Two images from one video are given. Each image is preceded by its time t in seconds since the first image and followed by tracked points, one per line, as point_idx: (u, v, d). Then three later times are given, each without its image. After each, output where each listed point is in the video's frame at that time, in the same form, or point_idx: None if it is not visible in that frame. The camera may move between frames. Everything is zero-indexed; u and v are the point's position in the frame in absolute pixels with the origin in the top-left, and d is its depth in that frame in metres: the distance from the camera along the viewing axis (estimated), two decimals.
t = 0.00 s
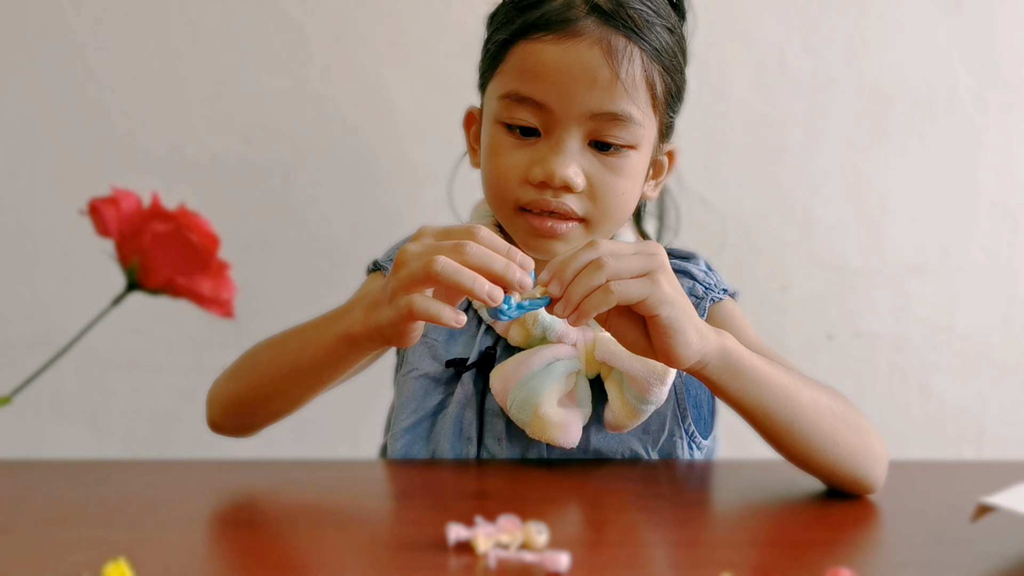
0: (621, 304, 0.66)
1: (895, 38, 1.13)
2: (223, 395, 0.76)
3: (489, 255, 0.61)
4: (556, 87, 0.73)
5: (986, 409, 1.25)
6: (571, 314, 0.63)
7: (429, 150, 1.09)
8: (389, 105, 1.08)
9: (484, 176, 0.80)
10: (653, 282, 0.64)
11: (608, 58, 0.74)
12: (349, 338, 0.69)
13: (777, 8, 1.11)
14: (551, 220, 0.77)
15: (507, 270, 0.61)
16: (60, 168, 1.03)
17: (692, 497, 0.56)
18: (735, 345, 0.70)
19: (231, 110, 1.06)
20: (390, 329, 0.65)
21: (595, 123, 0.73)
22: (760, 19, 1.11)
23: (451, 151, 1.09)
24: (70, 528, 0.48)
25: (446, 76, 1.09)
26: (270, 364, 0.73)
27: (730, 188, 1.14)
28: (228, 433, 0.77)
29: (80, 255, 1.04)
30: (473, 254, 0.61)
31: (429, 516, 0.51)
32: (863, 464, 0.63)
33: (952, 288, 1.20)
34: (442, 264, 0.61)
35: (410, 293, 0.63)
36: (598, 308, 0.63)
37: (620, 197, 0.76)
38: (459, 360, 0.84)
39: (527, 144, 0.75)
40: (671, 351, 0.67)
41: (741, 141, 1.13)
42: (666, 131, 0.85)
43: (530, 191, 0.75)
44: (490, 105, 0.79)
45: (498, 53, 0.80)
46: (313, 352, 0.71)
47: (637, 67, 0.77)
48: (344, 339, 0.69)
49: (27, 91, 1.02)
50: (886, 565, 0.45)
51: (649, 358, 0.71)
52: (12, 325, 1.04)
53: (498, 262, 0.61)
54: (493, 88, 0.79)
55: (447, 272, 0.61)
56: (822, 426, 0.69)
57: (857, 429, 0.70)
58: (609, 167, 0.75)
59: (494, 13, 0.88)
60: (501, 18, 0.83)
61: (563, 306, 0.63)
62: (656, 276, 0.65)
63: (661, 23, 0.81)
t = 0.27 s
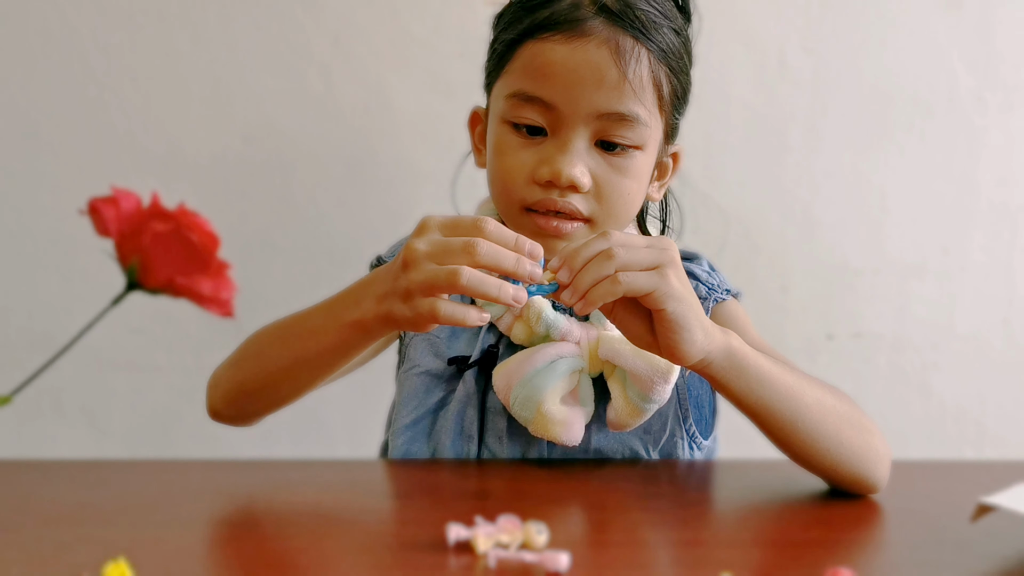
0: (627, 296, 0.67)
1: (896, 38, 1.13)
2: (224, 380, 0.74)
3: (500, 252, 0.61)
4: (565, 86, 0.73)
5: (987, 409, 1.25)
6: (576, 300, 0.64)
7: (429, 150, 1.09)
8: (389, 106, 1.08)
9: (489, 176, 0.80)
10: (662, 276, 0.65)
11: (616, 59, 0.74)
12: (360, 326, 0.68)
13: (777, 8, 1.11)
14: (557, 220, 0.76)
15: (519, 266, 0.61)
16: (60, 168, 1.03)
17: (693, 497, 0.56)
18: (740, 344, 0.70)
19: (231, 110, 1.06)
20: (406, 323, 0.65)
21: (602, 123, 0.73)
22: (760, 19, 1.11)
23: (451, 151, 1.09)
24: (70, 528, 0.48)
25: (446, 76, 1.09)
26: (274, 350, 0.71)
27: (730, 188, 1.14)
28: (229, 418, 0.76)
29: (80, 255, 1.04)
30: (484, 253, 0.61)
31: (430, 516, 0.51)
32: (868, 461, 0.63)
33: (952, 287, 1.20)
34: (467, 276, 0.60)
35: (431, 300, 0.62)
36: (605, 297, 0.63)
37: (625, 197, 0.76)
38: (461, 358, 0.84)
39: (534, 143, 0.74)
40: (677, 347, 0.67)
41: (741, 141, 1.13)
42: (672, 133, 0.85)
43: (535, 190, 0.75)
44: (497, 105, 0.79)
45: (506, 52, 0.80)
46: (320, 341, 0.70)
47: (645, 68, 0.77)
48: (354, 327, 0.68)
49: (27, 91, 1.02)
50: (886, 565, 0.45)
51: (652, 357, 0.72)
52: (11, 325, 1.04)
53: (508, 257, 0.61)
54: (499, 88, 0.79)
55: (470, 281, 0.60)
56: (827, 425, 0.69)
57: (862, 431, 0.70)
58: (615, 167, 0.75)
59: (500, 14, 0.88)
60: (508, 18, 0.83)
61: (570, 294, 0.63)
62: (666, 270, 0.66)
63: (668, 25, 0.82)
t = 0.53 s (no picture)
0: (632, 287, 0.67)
1: (896, 37, 1.13)
2: (229, 367, 0.74)
3: (511, 237, 0.60)
4: (572, 86, 0.73)
5: (987, 408, 1.25)
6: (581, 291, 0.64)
7: (429, 150, 1.09)
8: (389, 105, 1.08)
9: (493, 176, 0.79)
10: (667, 268, 0.65)
11: (623, 60, 0.74)
12: (375, 313, 0.68)
13: (777, 8, 1.11)
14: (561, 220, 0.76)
15: (530, 251, 0.60)
16: (60, 168, 1.03)
17: (693, 497, 0.56)
18: (744, 339, 0.70)
19: (231, 110, 1.06)
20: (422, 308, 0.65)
21: (608, 124, 0.73)
22: (760, 19, 1.11)
23: (450, 151, 1.09)
24: (70, 527, 0.48)
25: (446, 76, 1.09)
26: (286, 334, 0.71)
27: (730, 188, 1.14)
28: (227, 408, 0.75)
29: (80, 254, 1.04)
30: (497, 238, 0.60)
31: (430, 516, 0.51)
32: (867, 461, 0.63)
33: (953, 287, 1.20)
34: (480, 261, 0.60)
35: (446, 284, 0.62)
36: (610, 288, 0.63)
37: (629, 198, 0.76)
38: (463, 356, 0.84)
39: (540, 143, 0.74)
40: (680, 339, 0.68)
41: (741, 141, 1.13)
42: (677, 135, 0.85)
43: (540, 190, 0.74)
44: (502, 104, 0.79)
45: (512, 52, 0.79)
46: (333, 327, 0.69)
47: (651, 70, 0.77)
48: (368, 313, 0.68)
49: (27, 90, 1.02)
50: (887, 565, 0.45)
51: (654, 355, 0.71)
52: (11, 325, 1.04)
53: (519, 242, 0.60)
54: (505, 87, 0.79)
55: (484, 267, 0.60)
56: (828, 423, 0.69)
57: (864, 431, 0.70)
58: (620, 168, 0.75)
59: (507, 13, 0.88)
60: (514, 19, 0.83)
61: (575, 284, 0.64)
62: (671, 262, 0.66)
63: (675, 27, 0.82)
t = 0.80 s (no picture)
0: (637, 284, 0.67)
1: (897, 38, 1.13)
2: (236, 368, 0.73)
3: (512, 228, 0.61)
4: (583, 87, 0.73)
5: (987, 409, 1.25)
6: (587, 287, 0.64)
7: (429, 150, 1.09)
8: (389, 105, 1.08)
9: (500, 175, 0.79)
10: (674, 266, 0.65)
11: (635, 63, 0.74)
12: (387, 312, 0.68)
13: (777, 8, 1.11)
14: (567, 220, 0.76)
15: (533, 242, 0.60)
16: (60, 167, 1.03)
17: (694, 497, 0.56)
18: (744, 339, 0.70)
19: (231, 110, 1.06)
20: (432, 306, 0.65)
21: (618, 126, 0.73)
22: (761, 19, 1.11)
23: (451, 151, 1.09)
24: (71, 527, 0.48)
25: (447, 76, 1.09)
26: (296, 335, 0.71)
27: (731, 188, 1.14)
28: (235, 409, 0.74)
29: (80, 254, 1.04)
30: (500, 230, 0.61)
31: (431, 516, 0.51)
32: (868, 460, 0.63)
33: (953, 287, 1.20)
34: (487, 253, 0.60)
35: (457, 281, 0.62)
36: (616, 284, 0.63)
37: (635, 202, 0.76)
38: (466, 356, 0.83)
39: (548, 143, 0.74)
40: (681, 337, 0.67)
41: (741, 141, 1.13)
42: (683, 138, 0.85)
43: (548, 190, 0.74)
44: (511, 103, 0.78)
45: (522, 51, 0.79)
46: (344, 326, 0.69)
47: (662, 73, 0.77)
48: (380, 312, 0.68)
49: (27, 90, 1.02)
50: (887, 565, 0.45)
51: (658, 355, 0.70)
52: (11, 324, 1.04)
53: (520, 233, 0.61)
54: (515, 86, 0.79)
55: (491, 256, 0.60)
56: (827, 422, 0.69)
57: (864, 430, 0.70)
58: (628, 170, 0.75)
59: (517, 12, 0.88)
60: (525, 17, 0.83)
61: (581, 279, 0.63)
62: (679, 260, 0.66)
63: (685, 31, 0.82)
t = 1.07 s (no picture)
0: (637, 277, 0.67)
1: (897, 37, 1.13)
2: (242, 380, 0.72)
3: (510, 237, 0.61)
4: (591, 86, 0.72)
5: (987, 409, 1.25)
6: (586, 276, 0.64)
7: (430, 150, 1.09)
8: (390, 106, 1.08)
9: (505, 174, 0.79)
10: (675, 259, 0.65)
11: (643, 63, 0.74)
12: (402, 321, 0.68)
13: (778, 8, 1.11)
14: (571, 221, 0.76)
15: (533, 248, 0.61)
16: (60, 167, 1.03)
17: (695, 497, 0.56)
18: (747, 333, 0.71)
19: (231, 110, 1.06)
20: (447, 314, 0.65)
21: (625, 126, 0.73)
22: (761, 19, 1.11)
23: (451, 151, 1.09)
24: (71, 528, 0.48)
25: (447, 76, 1.09)
26: (308, 347, 0.70)
27: (731, 188, 1.14)
28: (237, 423, 0.73)
29: (81, 254, 1.04)
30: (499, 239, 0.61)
31: (431, 516, 0.51)
32: (870, 458, 0.63)
33: (953, 287, 1.20)
34: (493, 264, 0.60)
35: (472, 292, 0.62)
36: (615, 276, 0.64)
37: (639, 202, 0.76)
38: (468, 357, 0.83)
39: (555, 141, 0.74)
40: (684, 331, 0.68)
41: (741, 141, 1.13)
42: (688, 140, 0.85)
43: (553, 189, 0.74)
44: (518, 101, 0.79)
45: (530, 49, 0.79)
46: (360, 337, 0.69)
47: (670, 74, 0.77)
48: (395, 322, 0.69)
49: (27, 90, 1.02)
50: (888, 565, 0.45)
51: (660, 360, 0.70)
52: (11, 324, 1.03)
53: (518, 240, 0.61)
54: (522, 84, 0.79)
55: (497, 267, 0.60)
56: (830, 419, 0.69)
57: (866, 426, 0.70)
58: (633, 171, 0.75)
59: (525, 11, 0.88)
60: (534, 16, 0.83)
61: (580, 268, 0.63)
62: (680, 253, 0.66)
63: (693, 33, 0.82)
